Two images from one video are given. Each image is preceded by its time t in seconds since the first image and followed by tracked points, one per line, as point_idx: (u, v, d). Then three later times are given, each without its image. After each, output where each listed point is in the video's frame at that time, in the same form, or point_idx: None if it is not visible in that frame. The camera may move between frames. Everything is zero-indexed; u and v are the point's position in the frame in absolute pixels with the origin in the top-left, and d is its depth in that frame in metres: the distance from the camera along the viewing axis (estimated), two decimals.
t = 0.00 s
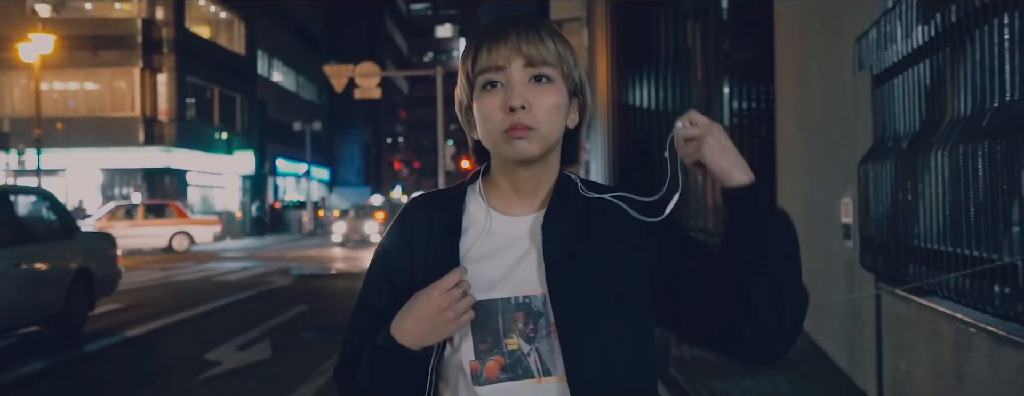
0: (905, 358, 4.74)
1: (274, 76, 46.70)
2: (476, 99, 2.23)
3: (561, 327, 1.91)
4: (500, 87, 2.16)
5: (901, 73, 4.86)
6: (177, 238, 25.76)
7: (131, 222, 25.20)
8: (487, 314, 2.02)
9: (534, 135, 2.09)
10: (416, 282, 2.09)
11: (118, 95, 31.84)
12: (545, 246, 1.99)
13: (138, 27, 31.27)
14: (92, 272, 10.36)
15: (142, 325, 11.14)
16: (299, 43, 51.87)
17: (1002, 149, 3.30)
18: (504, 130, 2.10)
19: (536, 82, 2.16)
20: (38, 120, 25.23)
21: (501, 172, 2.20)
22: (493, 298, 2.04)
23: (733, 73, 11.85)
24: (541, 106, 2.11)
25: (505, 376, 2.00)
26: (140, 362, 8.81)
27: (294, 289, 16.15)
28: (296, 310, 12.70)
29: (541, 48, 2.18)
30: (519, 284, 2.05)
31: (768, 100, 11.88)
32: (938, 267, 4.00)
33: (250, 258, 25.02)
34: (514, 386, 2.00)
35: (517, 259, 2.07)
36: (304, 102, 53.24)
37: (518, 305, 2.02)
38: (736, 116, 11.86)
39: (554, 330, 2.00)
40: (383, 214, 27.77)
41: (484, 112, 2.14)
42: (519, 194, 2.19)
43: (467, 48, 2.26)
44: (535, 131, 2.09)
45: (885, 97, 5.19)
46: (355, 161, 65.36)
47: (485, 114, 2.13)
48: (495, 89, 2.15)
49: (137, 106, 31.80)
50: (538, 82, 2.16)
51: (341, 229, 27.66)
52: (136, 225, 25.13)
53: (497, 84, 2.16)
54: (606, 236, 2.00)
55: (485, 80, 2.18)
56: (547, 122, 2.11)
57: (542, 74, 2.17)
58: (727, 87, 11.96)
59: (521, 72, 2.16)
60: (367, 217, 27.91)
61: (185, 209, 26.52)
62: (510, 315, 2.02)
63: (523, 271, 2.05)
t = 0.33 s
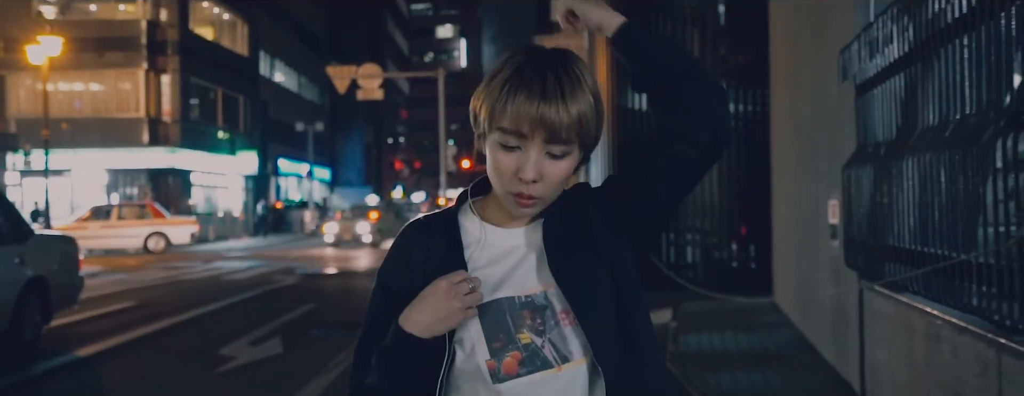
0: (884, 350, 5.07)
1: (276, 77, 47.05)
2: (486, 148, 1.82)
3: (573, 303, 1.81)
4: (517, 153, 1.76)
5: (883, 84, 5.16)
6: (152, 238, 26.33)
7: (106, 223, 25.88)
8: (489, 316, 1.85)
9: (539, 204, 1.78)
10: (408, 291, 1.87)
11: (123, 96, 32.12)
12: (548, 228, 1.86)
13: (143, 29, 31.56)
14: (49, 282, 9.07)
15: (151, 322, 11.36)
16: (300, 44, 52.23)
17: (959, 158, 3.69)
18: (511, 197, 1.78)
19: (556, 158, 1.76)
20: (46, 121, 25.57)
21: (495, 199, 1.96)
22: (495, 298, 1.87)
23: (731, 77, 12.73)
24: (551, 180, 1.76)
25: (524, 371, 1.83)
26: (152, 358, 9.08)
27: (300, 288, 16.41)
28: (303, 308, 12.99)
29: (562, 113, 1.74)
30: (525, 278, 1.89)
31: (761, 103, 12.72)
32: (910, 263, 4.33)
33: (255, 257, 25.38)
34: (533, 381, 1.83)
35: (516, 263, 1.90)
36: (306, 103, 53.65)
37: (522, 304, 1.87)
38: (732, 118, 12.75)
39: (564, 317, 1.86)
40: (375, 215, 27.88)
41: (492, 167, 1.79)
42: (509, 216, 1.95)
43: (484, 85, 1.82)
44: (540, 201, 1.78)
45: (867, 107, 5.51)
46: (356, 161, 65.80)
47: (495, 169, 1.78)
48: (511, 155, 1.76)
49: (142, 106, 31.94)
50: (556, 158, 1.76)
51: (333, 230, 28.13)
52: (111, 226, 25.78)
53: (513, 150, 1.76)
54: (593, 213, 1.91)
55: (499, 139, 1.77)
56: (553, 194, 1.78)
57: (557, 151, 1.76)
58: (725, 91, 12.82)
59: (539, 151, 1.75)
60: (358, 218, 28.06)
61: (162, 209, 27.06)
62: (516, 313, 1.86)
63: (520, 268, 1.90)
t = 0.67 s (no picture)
0: (867, 345, 5.41)
1: (278, 77, 47.31)
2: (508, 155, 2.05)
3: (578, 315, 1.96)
4: (539, 159, 1.96)
5: (864, 94, 5.46)
6: (127, 239, 27.09)
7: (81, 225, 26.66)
8: (503, 323, 1.99)
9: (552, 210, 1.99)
10: (427, 295, 2.03)
11: (128, 96, 32.13)
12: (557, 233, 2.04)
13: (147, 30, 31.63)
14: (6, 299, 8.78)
15: (166, 319, 11.67)
16: (303, 45, 52.46)
17: (929, 165, 4.03)
18: (528, 200, 1.98)
19: (574, 168, 1.97)
20: (54, 122, 25.84)
21: (508, 202, 2.11)
22: (509, 306, 2.01)
23: (727, 81, 13.13)
24: (568, 186, 1.97)
25: (539, 377, 1.97)
26: (164, 355, 9.41)
27: (308, 287, 16.72)
28: (312, 306, 13.34)
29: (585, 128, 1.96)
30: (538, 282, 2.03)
31: (757, 107, 13.02)
32: (893, 262, 4.62)
33: (260, 256, 25.71)
34: (547, 387, 1.97)
35: (526, 271, 2.03)
36: (308, 103, 53.98)
37: (533, 312, 2.00)
38: (729, 122, 13.11)
39: (571, 326, 1.99)
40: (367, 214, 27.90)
41: (511, 170, 2.01)
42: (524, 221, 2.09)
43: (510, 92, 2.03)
44: (553, 207, 1.99)
45: (851, 115, 5.86)
46: (358, 161, 66.15)
47: (517, 171, 1.99)
48: (536, 160, 1.96)
49: (147, 107, 32.07)
50: (575, 168, 1.97)
51: (324, 230, 28.04)
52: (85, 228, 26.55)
53: (537, 155, 1.97)
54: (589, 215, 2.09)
55: (523, 149, 1.98)
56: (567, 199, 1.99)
57: (576, 162, 1.97)
58: (722, 94, 13.20)
59: (560, 163, 1.96)
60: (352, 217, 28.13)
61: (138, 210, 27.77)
62: (528, 323, 1.99)
63: (527, 275, 2.03)
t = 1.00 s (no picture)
0: (848, 337, 5.80)
1: (280, 78, 47.70)
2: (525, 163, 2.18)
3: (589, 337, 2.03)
4: (555, 161, 2.10)
5: (846, 103, 5.81)
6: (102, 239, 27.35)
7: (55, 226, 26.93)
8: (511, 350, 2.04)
9: (572, 210, 2.10)
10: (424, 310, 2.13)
11: (132, 97, 32.46)
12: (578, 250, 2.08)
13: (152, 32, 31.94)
14: None
15: (179, 316, 11.99)
16: (304, 45, 52.84)
17: (901, 170, 4.39)
18: (551, 198, 2.09)
19: (591, 166, 2.11)
20: (61, 123, 26.19)
21: (533, 223, 2.17)
22: (517, 331, 2.07)
23: (723, 84, 13.48)
24: (590, 182, 2.09)
25: None
26: (178, 350, 9.75)
27: (314, 285, 17.09)
28: (319, 304, 13.71)
29: (599, 126, 2.13)
30: (549, 309, 2.11)
31: (752, 108, 13.41)
32: (868, 259, 5.02)
33: (264, 256, 26.05)
34: None
35: (533, 299, 2.12)
36: (310, 103, 54.33)
37: (542, 335, 2.06)
38: (725, 123, 13.48)
39: (580, 356, 2.05)
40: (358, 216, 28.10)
41: (531, 179, 2.12)
42: (553, 240, 2.16)
43: (526, 109, 2.21)
44: (573, 207, 2.10)
45: (835, 120, 6.21)
46: (359, 160, 66.52)
47: (534, 176, 2.11)
48: (551, 162, 2.10)
49: (151, 108, 32.38)
50: (592, 166, 2.11)
51: (314, 229, 28.20)
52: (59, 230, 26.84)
53: (552, 158, 2.11)
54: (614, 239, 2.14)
55: (539, 152, 2.13)
56: (589, 200, 2.11)
57: (592, 159, 2.11)
58: (718, 96, 13.54)
59: (576, 160, 2.10)
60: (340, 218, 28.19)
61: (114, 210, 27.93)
62: (534, 345, 2.06)
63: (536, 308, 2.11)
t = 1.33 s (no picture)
0: (833, 329, 6.16)
1: (283, 78, 48.09)
2: (532, 130, 2.21)
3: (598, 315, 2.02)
4: (559, 123, 2.14)
5: (832, 105, 6.14)
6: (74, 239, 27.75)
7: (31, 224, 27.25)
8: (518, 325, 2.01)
9: (579, 171, 2.11)
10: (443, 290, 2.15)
11: (138, 97, 32.73)
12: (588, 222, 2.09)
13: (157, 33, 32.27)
14: None
15: (189, 312, 12.29)
16: (306, 45, 53.17)
17: (877, 170, 4.75)
18: (555, 160, 2.11)
19: (597, 127, 2.13)
20: (70, 123, 26.57)
21: (545, 195, 2.17)
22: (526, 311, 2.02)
23: (721, 86, 13.87)
24: (594, 145, 2.11)
25: (540, 375, 2.07)
26: (194, 343, 10.11)
27: (320, 283, 17.39)
28: (327, 300, 14.04)
29: (604, 92, 2.16)
30: (559, 282, 2.07)
31: (749, 109, 13.86)
32: (851, 252, 5.39)
33: (270, 254, 26.44)
34: (549, 385, 2.07)
35: (546, 275, 2.08)
36: (312, 103, 54.67)
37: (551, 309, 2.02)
38: (723, 124, 13.88)
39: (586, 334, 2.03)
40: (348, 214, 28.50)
41: (540, 142, 2.14)
42: (568, 216, 2.15)
43: (534, 78, 2.24)
44: (579, 167, 2.11)
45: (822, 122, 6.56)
46: (361, 160, 66.84)
47: (540, 143, 2.14)
48: (555, 124, 2.14)
49: (156, 108, 32.64)
50: (597, 127, 2.13)
51: (303, 228, 28.72)
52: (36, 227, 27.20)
53: (557, 119, 2.14)
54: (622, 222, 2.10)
55: (545, 113, 2.16)
56: (596, 162, 2.12)
57: (597, 119, 2.14)
58: (716, 98, 13.93)
59: (582, 117, 2.13)
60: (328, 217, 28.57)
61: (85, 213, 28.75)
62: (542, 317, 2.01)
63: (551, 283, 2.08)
